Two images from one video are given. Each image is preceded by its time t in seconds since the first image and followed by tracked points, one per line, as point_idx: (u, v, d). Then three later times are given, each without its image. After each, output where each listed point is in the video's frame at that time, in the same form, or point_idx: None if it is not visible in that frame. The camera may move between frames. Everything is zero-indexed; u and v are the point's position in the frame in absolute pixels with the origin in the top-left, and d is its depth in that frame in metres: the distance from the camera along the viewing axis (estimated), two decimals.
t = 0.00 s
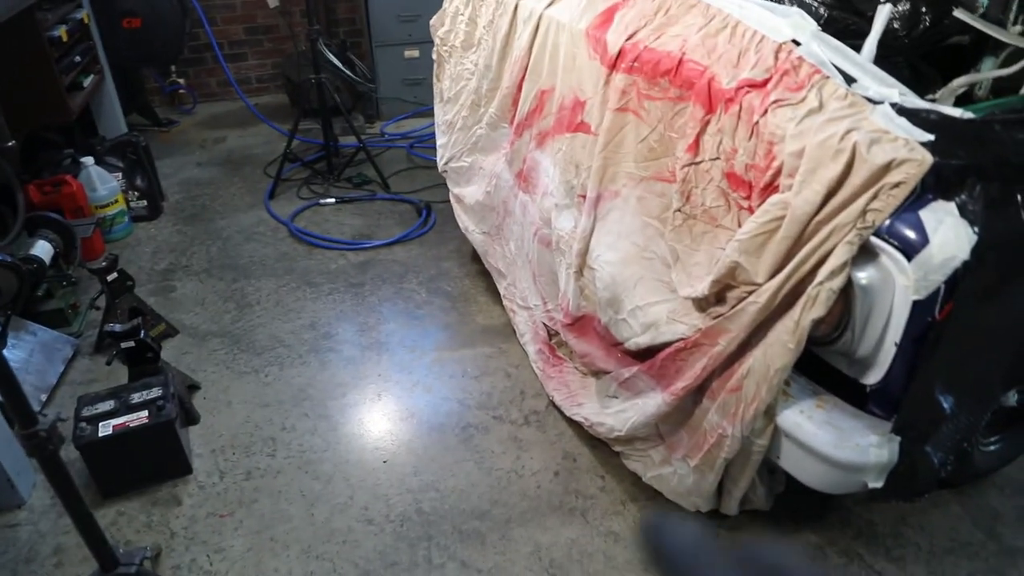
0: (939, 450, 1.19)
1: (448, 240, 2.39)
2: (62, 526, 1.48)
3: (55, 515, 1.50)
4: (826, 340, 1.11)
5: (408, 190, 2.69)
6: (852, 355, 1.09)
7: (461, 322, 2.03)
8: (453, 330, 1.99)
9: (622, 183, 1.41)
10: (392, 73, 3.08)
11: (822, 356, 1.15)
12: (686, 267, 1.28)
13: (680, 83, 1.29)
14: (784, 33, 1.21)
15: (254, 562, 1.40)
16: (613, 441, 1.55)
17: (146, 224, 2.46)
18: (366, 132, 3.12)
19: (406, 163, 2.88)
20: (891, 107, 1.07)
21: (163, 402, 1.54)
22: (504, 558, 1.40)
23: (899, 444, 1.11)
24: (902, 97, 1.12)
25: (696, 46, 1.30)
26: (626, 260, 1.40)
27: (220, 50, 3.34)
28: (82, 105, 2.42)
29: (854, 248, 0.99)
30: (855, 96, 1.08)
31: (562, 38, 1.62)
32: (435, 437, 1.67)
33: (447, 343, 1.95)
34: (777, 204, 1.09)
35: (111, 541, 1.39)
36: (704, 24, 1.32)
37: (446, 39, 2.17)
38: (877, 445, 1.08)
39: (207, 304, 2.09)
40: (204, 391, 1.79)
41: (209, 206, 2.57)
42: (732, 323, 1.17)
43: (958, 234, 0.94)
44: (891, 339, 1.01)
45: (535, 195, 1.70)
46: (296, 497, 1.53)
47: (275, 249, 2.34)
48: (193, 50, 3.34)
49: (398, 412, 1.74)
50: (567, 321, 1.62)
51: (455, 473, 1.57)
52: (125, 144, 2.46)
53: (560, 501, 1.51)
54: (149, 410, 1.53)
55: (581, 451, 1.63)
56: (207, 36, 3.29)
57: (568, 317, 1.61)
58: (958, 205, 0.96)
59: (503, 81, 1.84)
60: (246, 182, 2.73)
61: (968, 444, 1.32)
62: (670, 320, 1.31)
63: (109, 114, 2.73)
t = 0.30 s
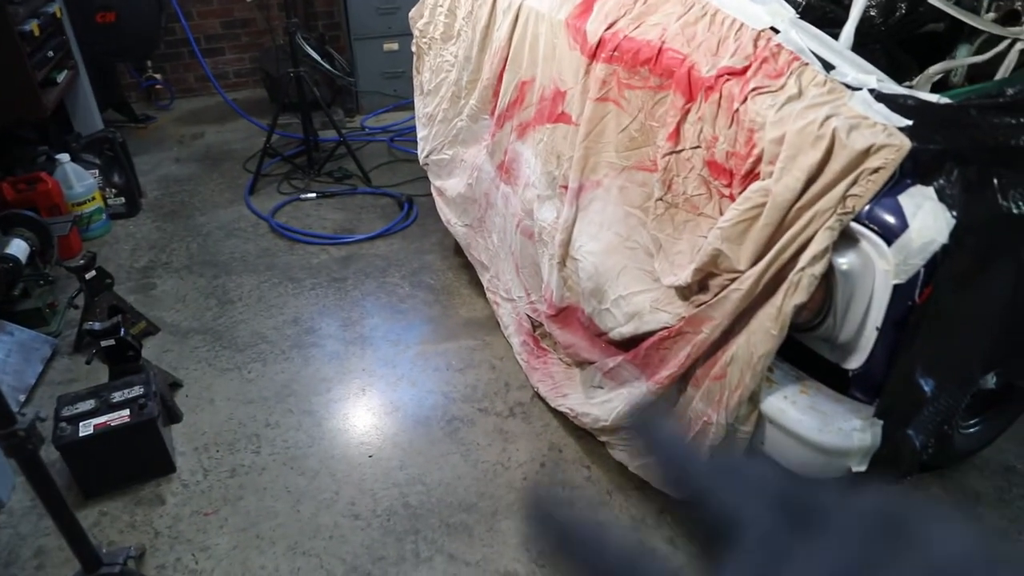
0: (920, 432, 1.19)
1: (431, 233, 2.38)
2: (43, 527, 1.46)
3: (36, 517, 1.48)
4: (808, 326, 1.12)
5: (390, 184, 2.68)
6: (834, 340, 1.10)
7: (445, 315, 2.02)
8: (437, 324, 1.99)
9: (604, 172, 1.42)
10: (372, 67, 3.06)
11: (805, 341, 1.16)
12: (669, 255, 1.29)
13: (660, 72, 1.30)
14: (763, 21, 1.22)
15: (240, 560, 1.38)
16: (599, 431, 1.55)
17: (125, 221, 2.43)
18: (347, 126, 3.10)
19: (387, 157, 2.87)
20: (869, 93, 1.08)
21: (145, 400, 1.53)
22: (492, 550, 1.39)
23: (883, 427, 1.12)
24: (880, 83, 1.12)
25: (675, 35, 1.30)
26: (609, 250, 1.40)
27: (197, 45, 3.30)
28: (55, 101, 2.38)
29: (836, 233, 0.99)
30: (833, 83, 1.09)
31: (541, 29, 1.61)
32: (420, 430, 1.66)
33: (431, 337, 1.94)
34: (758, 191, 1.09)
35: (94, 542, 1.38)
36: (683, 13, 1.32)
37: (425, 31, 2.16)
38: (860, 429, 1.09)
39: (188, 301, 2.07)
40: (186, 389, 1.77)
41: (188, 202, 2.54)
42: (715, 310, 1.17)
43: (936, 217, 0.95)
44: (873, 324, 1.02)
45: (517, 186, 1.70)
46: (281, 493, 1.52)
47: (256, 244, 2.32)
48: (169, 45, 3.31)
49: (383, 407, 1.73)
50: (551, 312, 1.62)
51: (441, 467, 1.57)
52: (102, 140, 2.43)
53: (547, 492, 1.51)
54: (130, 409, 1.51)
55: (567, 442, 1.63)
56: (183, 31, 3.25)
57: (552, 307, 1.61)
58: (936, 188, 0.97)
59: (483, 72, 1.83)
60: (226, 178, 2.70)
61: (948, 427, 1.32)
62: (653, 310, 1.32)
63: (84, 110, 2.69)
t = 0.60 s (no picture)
0: (914, 422, 1.20)
1: (424, 227, 2.37)
2: (37, 523, 1.45)
3: (30, 513, 1.47)
4: (804, 316, 1.13)
5: (382, 178, 2.67)
6: (830, 330, 1.10)
7: (439, 308, 2.02)
8: (431, 317, 1.99)
9: (599, 164, 1.42)
10: (363, 60, 3.05)
11: (801, 332, 1.17)
12: (665, 246, 1.29)
13: (655, 63, 1.30)
14: (758, 11, 1.22)
15: (236, 554, 1.38)
16: (595, 423, 1.55)
17: (115, 216, 2.42)
18: (338, 119, 3.09)
19: (379, 151, 2.86)
20: (864, 83, 1.08)
21: (138, 395, 1.51)
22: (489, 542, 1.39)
23: (878, 417, 1.12)
24: (875, 73, 1.13)
25: (670, 26, 1.30)
26: (604, 242, 1.40)
27: (186, 38, 3.27)
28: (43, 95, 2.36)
29: (831, 221, 1.00)
30: (829, 73, 1.09)
31: (535, 20, 1.61)
32: (415, 424, 1.66)
33: (425, 330, 1.94)
34: (754, 181, 1.10)
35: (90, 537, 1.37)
36: (677, 3, 1.32)
37: (418, 23, 2.15)
38: (856, 418, 1.10)
39: (180, 295, 2.06)
40: (180, 384, 1.76)
41: (179, 197, 2.53)
42: (711, 300, 1.18)
43: (932, 206, 0.95)
44: (869, 313, 1.03)
45: (511, 178, 1.70)
46: (277, 487, 1.51)
47: (248, 239, 2.31)
48: (158, 38, 3.28)
49: (378, 400, 1.73)
50: (546, 304, 1.62)
51: (437, 459, 1.57)
52: (91, 134, 2.41)
53: (543, 484, 1.51)
54: (123, 404, 1.50)
55: (563, 434, 1.63)
56: (172, 24, 3.23)
57: (548, 300, 1.61)
58: (932, 178, 0.97)
59: (476, 64, 1.82)
60: (216, 172, 2.69)
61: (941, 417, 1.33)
62: (649, 301, 1.32)
63: (72, 104, 2.67)
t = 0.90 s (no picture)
0: (902, 412, 1.20)
1: (413, 222, 2.37)
2: (24, 524, 1.44)
3: (17, 514, 1.46)
4: (794, 308, 1.13)
5: (371, 173, 2.66)
6: (818, 323, 1.10)
7: (429, 304, 2.01)
8: (421, 313, 1.98)
9: (588, 158, 1.42)
10: (351, 55, 3.04)
11: (790, 325, 1.17)
12: (654, 241, 1.29)
13: (643, 57, 1.30)
14: (746, 6, 1.23)
15: (226, 552, 1.37)
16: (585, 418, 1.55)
17: (102, 214, 2.40)
18: (327, 115, 3.08)
19: (368, 147, 2.85)
20: (852, 76, 1.08)
21: (127, 393, 1.50)
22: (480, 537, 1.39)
23: (866, 408, 1.12)
24: (862, 66, 1.13)
25: (658, 19, 1.30)
26: (594, 237, 1.40)
27: (173, 34, 3.25)
28: (28, 91, 2.33)
29: (820, 215, 1.00)
30: (816, 66, 1.10)
31: (523, 15, 1.61)
32: (406, 420, 1.66)
33: (415, 326, 1.93)
34: (742, 175, 1.10)
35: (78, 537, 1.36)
36: None
37: (406, 18, 2.14)
38: (845, 410, 1.10)
39: (168, 293, 2.04)
40: (168, 382, 1.75)
41: (167, 193, 2.51)
42: (700, 293, 1.18)
43: (918, 198, 0.95)
44: (857, 306, 1.03)
45: (500, 173, 1.70)
46: (267, 485, 1.51)
47: (236, 235, 2.30)
48: (144, 34, 3.25)
49: (368, 396, 1.72)
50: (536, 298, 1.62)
51: (428, 455, 1.57)
52: (77, 131, 2.38)
53: (533, 479, 1.51)
54: (111, 403, 1.49)
55: (553, 429, 1.63)
56: (159, 19, 3.20)
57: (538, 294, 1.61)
58: (919, 170, 0.97)
59: (465, 59, 1.82)
60: (204, 169, 2.67)
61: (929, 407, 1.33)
62: (638, 295, 1.32)
63: (58, 100, 2.64)
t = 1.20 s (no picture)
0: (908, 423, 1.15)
1: (401, 221, 2.37)
2: (10, 527, 1.42)
3: (3, 517, 1.45)
4: (782, 305, 1.14)
5: (359, 172, 2.66)
6: (806, 319, 1.11)
7: (417, 303, 2.01)
8: (410, 312, 1.98)
9: (576, 156, 1.42)
10: (338, 53, 3.03)
11: (778, 321, 1.18)
12: (643, 239, 1.29)
13: (630, 55, 1.30)
14: (732, 4, 1.23)
15: (216, 553, 1.37)
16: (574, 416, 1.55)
17: (88, 213, 2.38)
18: (314, 114, 3.07)
19: (356, 145, 2.85)
20: (837, 74, 1.09)
21: (114, 394, 1.49)
22: (470, 535, 1.39)
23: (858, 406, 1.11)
24: (847, 64, 1.14)
25: (645, 18, 1.30)
26: (582, 235, 1.40)
27: (158, 32, 3.23)
28: (11, 90, 2.31)
29: (806, 212, 1.01)
30: (802, 64, 1.10)
31: (510, 13, 1.61)
32: (395, 419, 1.66)
33: (404, 325, 1.93)
34: (729, 172, 1.10)
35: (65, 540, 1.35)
36: None
37: (393, 17, 2.14)
38: (831, 405, 1.11)
39: (155, 293, 2.03)
40: (156, 382, 1.74)
41: (153, 193, 2.49)
42: (689, 291, 1.18)
43: (904, 195, 0.96)
44: (844, 302, 1.03)
45: (488, 172, 1.70)
46: (256, 485, 1.50)
47: (223, 235, 2.29)
48: (129, 33, 3.23)
49: (358, 395, 1.72)
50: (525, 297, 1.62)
51: (418, 454, 1.57)
52: (61, 130, 2.36)
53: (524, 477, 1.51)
54: (99, 403, 1.48)
55: (543, 427, 1.64)
56: (144, 18, 3.18)
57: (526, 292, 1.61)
58: (904, 167, 0.98)
59: (452, 58, 1.82)
60: (191, 168, 2.65)
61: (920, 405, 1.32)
62: (627, 292, 1.33)
63: (41, 99, 2.61)
